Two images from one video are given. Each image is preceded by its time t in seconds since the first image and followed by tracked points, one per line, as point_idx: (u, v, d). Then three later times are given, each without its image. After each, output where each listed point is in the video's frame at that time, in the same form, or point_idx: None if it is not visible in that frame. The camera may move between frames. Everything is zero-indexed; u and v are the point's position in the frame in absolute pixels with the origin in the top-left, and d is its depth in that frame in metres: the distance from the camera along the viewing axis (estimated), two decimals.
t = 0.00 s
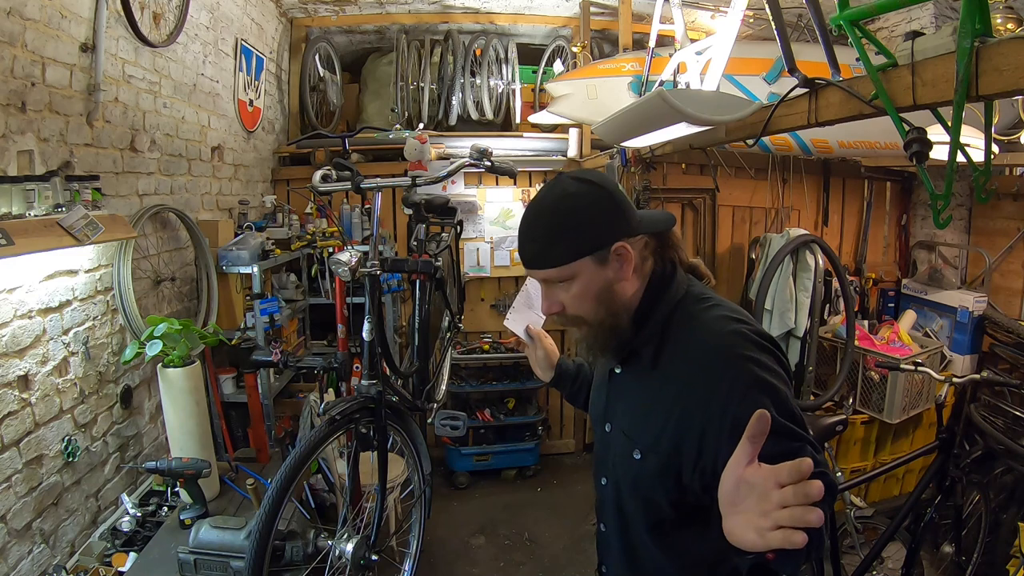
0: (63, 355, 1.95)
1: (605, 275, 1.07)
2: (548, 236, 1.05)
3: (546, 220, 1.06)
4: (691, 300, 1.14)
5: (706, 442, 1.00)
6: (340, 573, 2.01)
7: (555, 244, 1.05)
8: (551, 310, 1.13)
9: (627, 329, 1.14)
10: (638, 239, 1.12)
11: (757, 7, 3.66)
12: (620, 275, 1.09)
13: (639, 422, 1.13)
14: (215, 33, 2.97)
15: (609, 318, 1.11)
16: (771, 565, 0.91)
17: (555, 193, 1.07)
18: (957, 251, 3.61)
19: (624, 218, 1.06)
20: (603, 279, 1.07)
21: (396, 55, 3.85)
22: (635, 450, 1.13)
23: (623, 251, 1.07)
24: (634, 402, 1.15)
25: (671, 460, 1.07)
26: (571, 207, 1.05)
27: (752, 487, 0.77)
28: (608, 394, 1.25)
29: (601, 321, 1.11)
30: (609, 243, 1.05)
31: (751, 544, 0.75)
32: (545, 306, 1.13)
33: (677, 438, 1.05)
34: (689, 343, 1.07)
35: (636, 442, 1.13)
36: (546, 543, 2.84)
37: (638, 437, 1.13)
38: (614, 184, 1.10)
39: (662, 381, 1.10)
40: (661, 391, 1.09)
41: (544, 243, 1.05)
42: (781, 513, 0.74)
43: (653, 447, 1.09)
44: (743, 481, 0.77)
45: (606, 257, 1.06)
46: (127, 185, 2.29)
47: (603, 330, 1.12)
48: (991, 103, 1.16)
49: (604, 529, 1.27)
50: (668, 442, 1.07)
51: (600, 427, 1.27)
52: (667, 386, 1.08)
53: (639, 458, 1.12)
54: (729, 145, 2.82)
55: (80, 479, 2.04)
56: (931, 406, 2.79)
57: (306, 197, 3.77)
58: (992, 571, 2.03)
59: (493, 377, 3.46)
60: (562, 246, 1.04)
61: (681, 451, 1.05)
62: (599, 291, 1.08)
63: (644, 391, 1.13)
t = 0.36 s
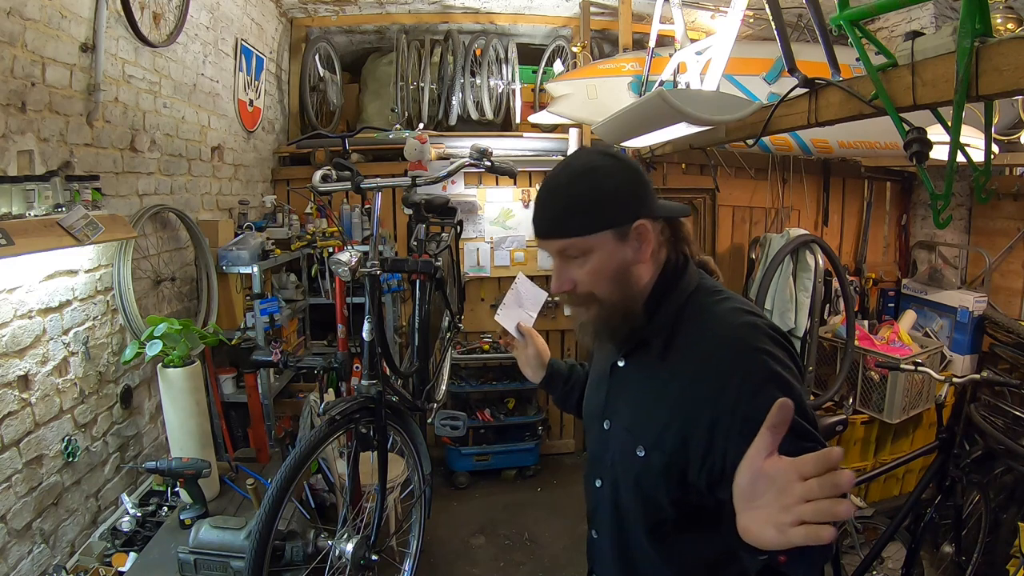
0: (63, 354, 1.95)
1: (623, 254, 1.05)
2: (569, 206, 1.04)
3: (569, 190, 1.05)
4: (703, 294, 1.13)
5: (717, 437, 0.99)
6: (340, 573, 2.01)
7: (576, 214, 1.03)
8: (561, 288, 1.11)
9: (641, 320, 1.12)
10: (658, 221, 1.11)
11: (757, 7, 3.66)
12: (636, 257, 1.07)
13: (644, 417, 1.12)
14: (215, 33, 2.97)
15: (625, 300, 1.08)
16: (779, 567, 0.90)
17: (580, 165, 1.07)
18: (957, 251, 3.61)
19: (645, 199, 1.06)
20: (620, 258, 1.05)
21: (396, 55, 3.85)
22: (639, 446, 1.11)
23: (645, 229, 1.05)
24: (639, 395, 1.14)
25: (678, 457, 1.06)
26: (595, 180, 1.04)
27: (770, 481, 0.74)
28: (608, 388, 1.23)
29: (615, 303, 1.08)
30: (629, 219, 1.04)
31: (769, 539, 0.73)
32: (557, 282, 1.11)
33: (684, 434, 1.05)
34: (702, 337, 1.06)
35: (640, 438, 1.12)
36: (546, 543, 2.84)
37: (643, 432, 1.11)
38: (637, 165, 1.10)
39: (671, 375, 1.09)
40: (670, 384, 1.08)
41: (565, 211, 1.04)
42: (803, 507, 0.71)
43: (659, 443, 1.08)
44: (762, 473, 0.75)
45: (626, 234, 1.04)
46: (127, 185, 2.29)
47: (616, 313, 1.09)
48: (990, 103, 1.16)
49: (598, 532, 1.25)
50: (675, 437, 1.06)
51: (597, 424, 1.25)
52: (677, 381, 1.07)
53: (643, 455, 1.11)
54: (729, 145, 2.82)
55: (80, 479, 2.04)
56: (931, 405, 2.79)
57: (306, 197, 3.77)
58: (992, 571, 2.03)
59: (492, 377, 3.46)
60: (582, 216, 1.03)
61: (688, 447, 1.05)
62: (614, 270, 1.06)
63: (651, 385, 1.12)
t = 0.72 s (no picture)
0: (63, 355, 1.95)
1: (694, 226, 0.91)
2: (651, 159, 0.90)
3: (651, 140, 0.91)
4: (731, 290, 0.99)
5: (753, 447, 0.82)
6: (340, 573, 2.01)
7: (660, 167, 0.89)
8: (614, 256, 0.92)
9: (675, 305, 0.93)
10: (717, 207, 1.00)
11: (757, 7, 3.66)
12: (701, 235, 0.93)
13: (657, 422, 0.92)
14: (215, 33, 2.97)
15: (680, 279, 0.92)
16: None
17: (661, 117, 0.93)
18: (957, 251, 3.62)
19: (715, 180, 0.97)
20: (690, 232, 0.91)
21: (396, 55, 3.85)
22: (651, 458, 0.91)
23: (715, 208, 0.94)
24: (651, 396, 0.94)
25: (702, 470, 0.87)
26: (679, 136, 0.91)
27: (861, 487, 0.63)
28: (607, 388, 1.02)
29: (669, 281, 0.91)
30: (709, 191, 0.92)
31: (864, 553, 0.62)
32: (611, 248, 0.92)
33: (710, 442, 0.87)
34: (739, 334, 0.90)
35: (652, 448, 0.92)
36: (546, 543, 2.84)
37: (656, 441, 0.92)
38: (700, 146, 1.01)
39: (695, 375, 0.91)
40: (693, 384, 0.91)
41: (645, 163, 0.89)
42: (910, 511, 0.60)
43: (678, 454, 0.89)
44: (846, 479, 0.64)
45: (700, 207, 0.91)
46: (127, 185, 2.29)
47: (664, 292, 0.91)
48: (991, 103, 1.16)
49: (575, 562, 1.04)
50: (700, 446, 0.87)
51: (587, 431, 1.04)
52: (704, 380, 0.90)
53: (656, 468, 0.91)
54: (728, 146, 2.83)
55: (80, 479, 2.04)
56: (931, 406, 2.79)
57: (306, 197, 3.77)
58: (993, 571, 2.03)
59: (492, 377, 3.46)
60: (667, 170, 0.89)
61: (713, 460, 0.86)
62: (684, 244, 0.91)
63: (668, 384, 0.93)
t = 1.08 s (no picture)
0: (63, 354, 1.95)
1: (694, 236, 0.80)
2: (631, 158, 0.82)
3: (634, 138, 0.83)
4: (745, 312, 0.94)
5: (783, 489, 0.80)
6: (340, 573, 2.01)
7: (640, 167, 0.81)
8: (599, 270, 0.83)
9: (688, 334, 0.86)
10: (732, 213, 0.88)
11: (756, 7, 3.66)
12: (707, 247, 0.82)
13: (675, 460, 0.88)
14: (215, 33, 2.97)
15: (677, 298, 0.82)
16: None
17: (652, 110, 0.84)
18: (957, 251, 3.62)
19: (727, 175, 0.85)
20: (690, 243, 0.80)
21: (396, 55, 3.86)
22: (668, 499, 0.87)
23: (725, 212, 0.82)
24: (666, 430, 0.89)
25: (724, 512, 0.84)
26: (670, 130, 0.82)
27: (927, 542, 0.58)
28: (609, 417, 0.96)
29: (667, 301, 0.81)
30: (708, 189, 0.80)
31: None
32: (593, 261, 0.83)
33: (735, 483, 0.83)
34: (766, 366, 0.86)
35: (670, 489, 0.87)
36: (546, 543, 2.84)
37: (673, 480, 0.87)
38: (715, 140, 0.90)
39: (717, 410, 0.86)
40: (716, 420, 0.86)
41: (624, 163, 0.82)
42: None
43: (700, 496, 0.85)
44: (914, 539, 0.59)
45: (702, 215, 0.80)
46: (127, 185, 2.29)
47: (659, 315, 0.83)
48: (991, 103, 1.16)
49: None
50: (724, 487, 0.84)
51: (582, 462, 0.98)
52: (729, 417, 0.85)
53: (674, 509, 0.87)
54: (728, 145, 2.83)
55: (80, 478, 2.04)
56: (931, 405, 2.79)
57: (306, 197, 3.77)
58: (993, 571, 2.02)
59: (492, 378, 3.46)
60: (649, 170, 0.80)
61: (738, 502, 0.84)
62: (681, 259, 0.80)
63: (688, 419, 0.88)
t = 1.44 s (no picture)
0: (63, 354, 1.95)
1: (627, 233, 0.82)
2: (580, 157, 0.83)
3: (588, 135, 0.82)
4: (742, 318, 0.89)
5: (750, 500, 0.74)
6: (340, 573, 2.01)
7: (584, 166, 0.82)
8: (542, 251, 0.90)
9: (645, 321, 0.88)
10: (697, 216, 0.86)
11: (757, 7, 3.66)
12: (645, 245, 0.83)
13: (642, 458, 0.83)
14: (215, 33, 2.97)
15: (612, 291, 0.84)
16: None
17: (615, 107, 0.83)
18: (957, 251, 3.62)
19: (688, 179, 0.82)
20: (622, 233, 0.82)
21: (396, 55, 3.86)
22: (629, 498, 0.83)
23: (661, 208, 0.81)
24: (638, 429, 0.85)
25: (688, 520, 0.79)
26: (626, 130, 0.81)
27: None
28: (587, 413, 0.92)
29: (600, 293, 0.84)
30: (647, 189, 0.80)
31: None
32: (538, 244, 0.90)
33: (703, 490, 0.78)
34: (750, 370, 0.81)
35: (632, 488, 0.83)
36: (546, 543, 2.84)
37: (638, 481, 0.83)
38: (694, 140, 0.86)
39: (694, 411, 0.81)
40: (688, 419, 0.81)
41: (572, 161, 0.83)
42: None
43: (663, 499, 0.80)
44: None
45: (634, 208, 0.81)
46: (127, 185, 2.29)
47: (600, 301, 0.85)
48: (991, 103, 1.16)
49: None
50: (686, 490, 0.79)
51: (558, 455, 0.95)
52: (702, 418, 0.80)
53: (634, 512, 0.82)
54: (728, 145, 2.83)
55: (80, 478, 2.04)
56: (931, 405, 2.79)
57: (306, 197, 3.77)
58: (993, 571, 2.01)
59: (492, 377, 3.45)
60: (590, 170, 0.81)
61: (702, 510, 0.78)
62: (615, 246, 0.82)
63: (661, 416, 0.84)
